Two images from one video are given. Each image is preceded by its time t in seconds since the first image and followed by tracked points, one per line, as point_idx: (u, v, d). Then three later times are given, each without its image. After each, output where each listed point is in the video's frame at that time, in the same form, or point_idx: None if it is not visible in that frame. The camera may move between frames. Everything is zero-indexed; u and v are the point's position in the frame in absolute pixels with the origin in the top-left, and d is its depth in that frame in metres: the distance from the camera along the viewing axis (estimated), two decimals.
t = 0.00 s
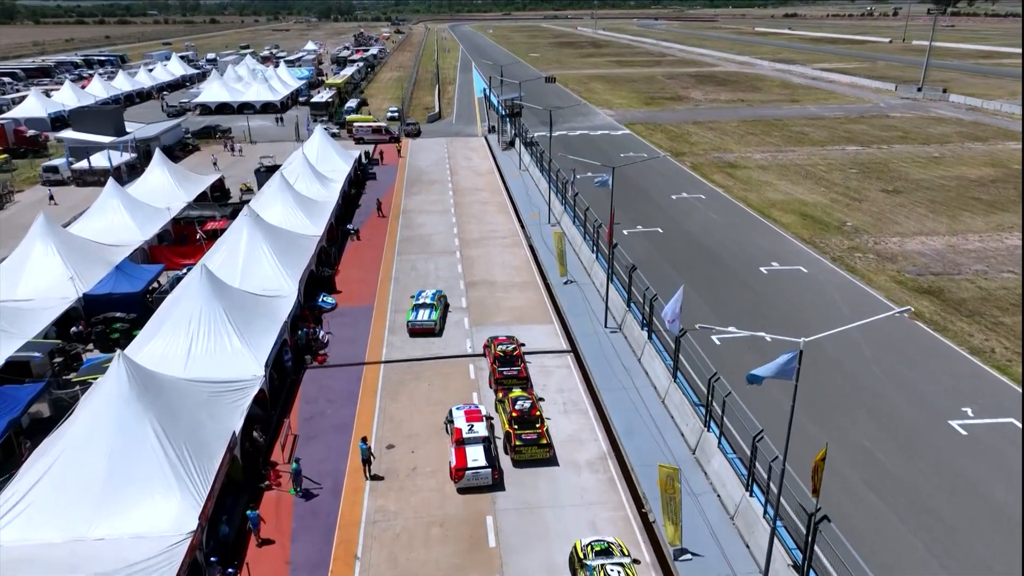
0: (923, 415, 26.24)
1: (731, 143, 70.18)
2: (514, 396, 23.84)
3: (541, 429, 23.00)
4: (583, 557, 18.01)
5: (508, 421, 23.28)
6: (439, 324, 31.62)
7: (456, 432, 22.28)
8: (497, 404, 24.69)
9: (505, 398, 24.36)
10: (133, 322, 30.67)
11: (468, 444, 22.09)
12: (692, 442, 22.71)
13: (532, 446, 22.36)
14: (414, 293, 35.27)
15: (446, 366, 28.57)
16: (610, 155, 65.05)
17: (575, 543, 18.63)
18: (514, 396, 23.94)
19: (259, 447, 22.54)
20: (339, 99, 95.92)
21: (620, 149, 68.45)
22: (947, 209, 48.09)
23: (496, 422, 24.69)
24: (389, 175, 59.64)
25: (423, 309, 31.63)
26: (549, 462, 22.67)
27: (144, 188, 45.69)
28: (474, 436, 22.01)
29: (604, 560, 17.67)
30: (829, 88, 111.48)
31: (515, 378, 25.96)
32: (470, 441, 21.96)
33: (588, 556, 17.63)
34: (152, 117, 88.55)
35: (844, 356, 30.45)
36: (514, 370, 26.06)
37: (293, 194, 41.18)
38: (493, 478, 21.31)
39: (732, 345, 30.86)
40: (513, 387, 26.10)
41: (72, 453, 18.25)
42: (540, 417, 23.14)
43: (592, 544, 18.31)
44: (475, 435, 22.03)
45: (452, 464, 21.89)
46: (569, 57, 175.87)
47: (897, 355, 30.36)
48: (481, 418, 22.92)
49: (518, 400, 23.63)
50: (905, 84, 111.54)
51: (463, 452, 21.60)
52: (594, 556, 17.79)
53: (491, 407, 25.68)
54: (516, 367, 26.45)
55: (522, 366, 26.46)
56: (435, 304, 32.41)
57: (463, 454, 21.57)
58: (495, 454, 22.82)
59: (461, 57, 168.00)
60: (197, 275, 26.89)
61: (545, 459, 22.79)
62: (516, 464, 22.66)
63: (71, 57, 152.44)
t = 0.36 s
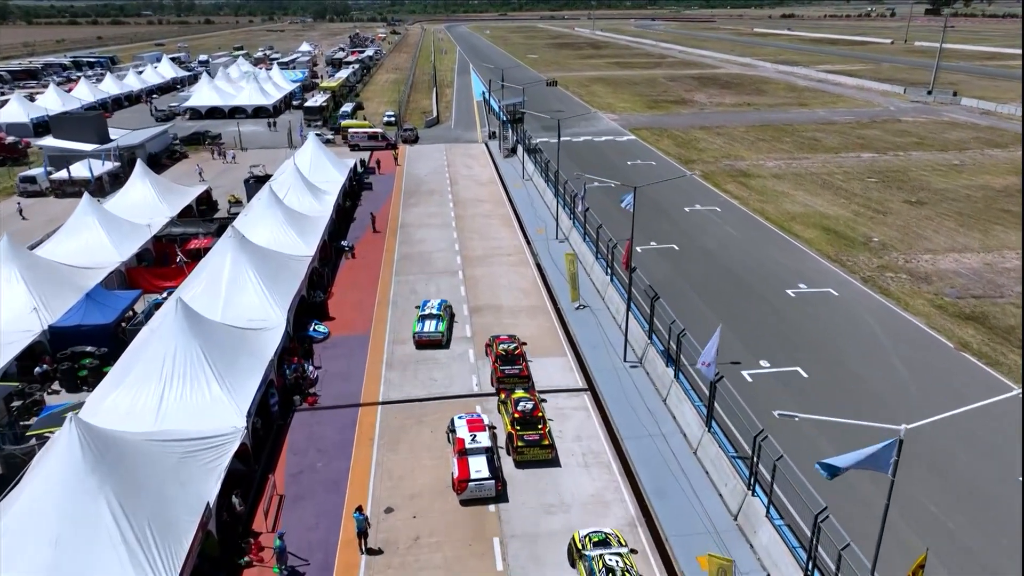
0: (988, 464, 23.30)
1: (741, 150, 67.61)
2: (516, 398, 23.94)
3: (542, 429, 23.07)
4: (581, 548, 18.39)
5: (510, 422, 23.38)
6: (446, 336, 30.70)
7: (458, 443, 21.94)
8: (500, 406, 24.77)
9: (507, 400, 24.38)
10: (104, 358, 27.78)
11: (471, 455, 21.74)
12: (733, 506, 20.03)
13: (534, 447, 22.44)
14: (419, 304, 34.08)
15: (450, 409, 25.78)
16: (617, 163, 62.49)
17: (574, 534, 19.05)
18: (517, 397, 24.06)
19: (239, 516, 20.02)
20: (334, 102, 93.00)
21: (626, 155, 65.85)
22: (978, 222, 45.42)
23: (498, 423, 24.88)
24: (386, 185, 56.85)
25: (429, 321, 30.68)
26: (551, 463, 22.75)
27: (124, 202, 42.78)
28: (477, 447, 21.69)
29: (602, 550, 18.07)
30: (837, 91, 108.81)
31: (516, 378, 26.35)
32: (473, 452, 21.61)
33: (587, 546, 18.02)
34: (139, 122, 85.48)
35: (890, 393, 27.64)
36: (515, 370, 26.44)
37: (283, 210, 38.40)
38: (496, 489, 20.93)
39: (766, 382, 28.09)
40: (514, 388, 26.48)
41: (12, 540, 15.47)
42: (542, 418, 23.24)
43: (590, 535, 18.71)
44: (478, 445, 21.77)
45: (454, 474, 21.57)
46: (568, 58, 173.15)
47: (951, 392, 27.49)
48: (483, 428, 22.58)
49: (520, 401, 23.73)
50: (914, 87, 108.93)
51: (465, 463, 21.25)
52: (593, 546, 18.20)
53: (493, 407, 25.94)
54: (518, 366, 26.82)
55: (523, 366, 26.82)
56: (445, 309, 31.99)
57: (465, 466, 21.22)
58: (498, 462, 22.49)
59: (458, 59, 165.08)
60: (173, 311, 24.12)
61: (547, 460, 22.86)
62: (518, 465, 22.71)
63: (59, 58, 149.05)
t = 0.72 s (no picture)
0: None
1: (754, 157, 65.10)
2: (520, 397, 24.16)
3: (546, 428, 23.28)
4: (584, 544, 18.62)
5: (514, 421, 23.60)
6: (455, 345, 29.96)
7: (464, 451, 21.66)
8: (506, 405, 25.01)
9: (512, 401, 24.42)
10: (72, 400, 25.02)
11: (476, 463, 21.49)
12: None
13: (538, 447, 22.64)
14: (425, 314, 33.17)
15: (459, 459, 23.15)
16: (627, 173, 59.94)
17: (577, 531, 19.28)
18: (521, 396, 24.25)
19: None
20: (330, 107, 90.34)
21: (635, 163, 63.33)
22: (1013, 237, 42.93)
23: (502, 420, 25.25)
24: (384, 196, 54.13)
25: (437, 330, 29.94)
26: (556, 463, 22.96)
27: (104, 218, 40.01)
28: (482, 456, 21.41)
29: (606, 547, 18.27)
30: (847, 94, 106.18)
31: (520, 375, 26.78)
32: (478, 460, 21.34)
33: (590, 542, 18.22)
34: (128, 127, 82.62)
35: (948, 444, 25.07)
36: (520, 367, 26.85)
37: (275, 229, 35.70)
38: (503, 499, 20.62)
39: (808, 429, 25.51)
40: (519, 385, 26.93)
41: None
42: (546, 418, 23.37)
43: (593, 532, 18.95)
44: (483, 453, 21.54)
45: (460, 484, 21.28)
46: (568, 60, 170.35)
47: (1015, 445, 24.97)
48: (488, 436, 22.30)
49: (525, 400, 23.89)
50: (925, 90, 106.51)
51: (470, 472, 20.93)
52: (596, 541, 18.47)
53: (498, 404, 26.31)
54: (522, 364, 27.28)
55: (527, 363, 27.19)
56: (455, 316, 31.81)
57: (471, 475, 20.87)
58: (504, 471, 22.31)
59: (457, 61, 162.40)
60: (146, 356, 21.46)
61: (552, 459, 23.08)
62: (523, 464, 22.94)
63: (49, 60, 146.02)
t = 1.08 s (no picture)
0: None
1: (763, 165, 62.73)
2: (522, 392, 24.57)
3: (547, 422, 23.74)
4: (586, 543, 18.72)
5: (517, 415, 24.00)
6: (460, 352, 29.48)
7: (467, 454, 21.51)
8: (508, 399, 25.41)
9: (515, 394, 24.89)
10: (30, 454, 22.21)
11: (479, 466, 21.35)
12: None
13: (541, 440, 23.06)
14: (428, 320, 32.49)
15: (467, 520, 20.51)
16: (633, 181, 57.38)
17: (579, 530, 19.35)
18: (523, 391, 24.71)
19: None
20: (322, 111, 87.46)
21: (640, 171, 60.78)
22: None
23: (503, 414, 25.69)
24: (379, 208, 51.39)
25: (442, 336, 29.41)
26: (558, 456, 23.41)
27: (79, 237, 37.20)
28: (485, 458, 21.27)
29: (608, 546, 18.35)
30: (851, 97, 103.92)
31: (521, 369, 27.24)
32: (481, 463, 21.20)
33: (593, 542, 18.27)
34: (111, 134, 79.57)
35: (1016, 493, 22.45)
36: (521, 362, 27.31)
37: (262, 250, 33.03)
38: (506, 502, 20.58)
39: (857, 479, 22.91)
40: (519, 381, 27.37)
41: None
42: (548, 411, 23.86)
43: (595, 531, 19.02)
44: (487, 456, 21.35)
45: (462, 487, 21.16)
46: (565, 62, 168.02)
47: None
48: (491, 439, 22.13)
49: (527, 395, 24.36)
50: (930, 92, 104.41)
51: (473, 475, 20.82)
52: (598, 541, 18.52)
53: (500, 399, 26.70)
54: (522, 358, 27.67)
55: (527, 357, 27.70)
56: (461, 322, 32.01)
57: (474, 477, 20.80)
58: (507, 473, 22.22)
59: (451, 63, 159.59)
60: (110, 410, 18.66)
61: (554, 452, 23.50)
62: (526, 457, 23.32)
63: (33, 62, 142.55)
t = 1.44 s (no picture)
0: None
1: (775, 172, 60.43)
2: (524, 383, 25.07)
3: (549, 412, 24.16)
4: (591, 543, 18.58)
5: (519, 406, 24.42)
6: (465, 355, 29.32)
7: (471, 454, 21.53)
8: (510, 391, 25.94)
9: (516, 386, 25.34)
10: None
11: (484, 466, 21.36)
12: None
13: (542, 429, 23.48)
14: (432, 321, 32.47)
15: None
16: (641, 191, 54.90)
17: (583, 530, 19.25)
18: (525, 382, 25.13)
19: None
20: (315, 115, 84.75)
21: (647, 179, 58.31)
22: None
23: (506, 404, 26.35)
24: (375, 220, 48.74)
25: (447, 339, 29.28)
26: (559, 444, 23.88)
27: (53, 257, 34.51)
28: (489, 458, 21.28)
29: (613, 546, 18.25)
30: (856, 99, 101.85)
31: (523, 359, 27.87)
32: (486, 463, 21.21)
33: (598, 541, 18.19)
34: (96, 140, 76.66)
35: None
36: (522, 352, 27.92)
37: (250, 273, 30.45)
38: (510, 502, 20.61)
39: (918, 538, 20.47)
40: (521, 372, 27.96)
41: None
42: (549, 402, 24.22)
43: (599, 531, 18.90)
44: (491, 455, 21.38)
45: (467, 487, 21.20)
46: (562, 64, 165.84)
47: None
48: (495, 439, 22.12)
49: (529, 386, 24.79)
50: (936, 95, 102.43)
51: (478, 475, 20.85)
52: (603, 542, 18.38)
53: (502, 389, 27.30)
54: (525, 350, 28.24)
55: (529, 349, 28.21)
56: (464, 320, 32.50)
57: (479, 477, 20.84)
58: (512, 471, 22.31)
59: (446, 65, 156.87)
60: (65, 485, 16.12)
61: (555, 441, 23.98)
62: (528, 446, 23.77)
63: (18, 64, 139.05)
